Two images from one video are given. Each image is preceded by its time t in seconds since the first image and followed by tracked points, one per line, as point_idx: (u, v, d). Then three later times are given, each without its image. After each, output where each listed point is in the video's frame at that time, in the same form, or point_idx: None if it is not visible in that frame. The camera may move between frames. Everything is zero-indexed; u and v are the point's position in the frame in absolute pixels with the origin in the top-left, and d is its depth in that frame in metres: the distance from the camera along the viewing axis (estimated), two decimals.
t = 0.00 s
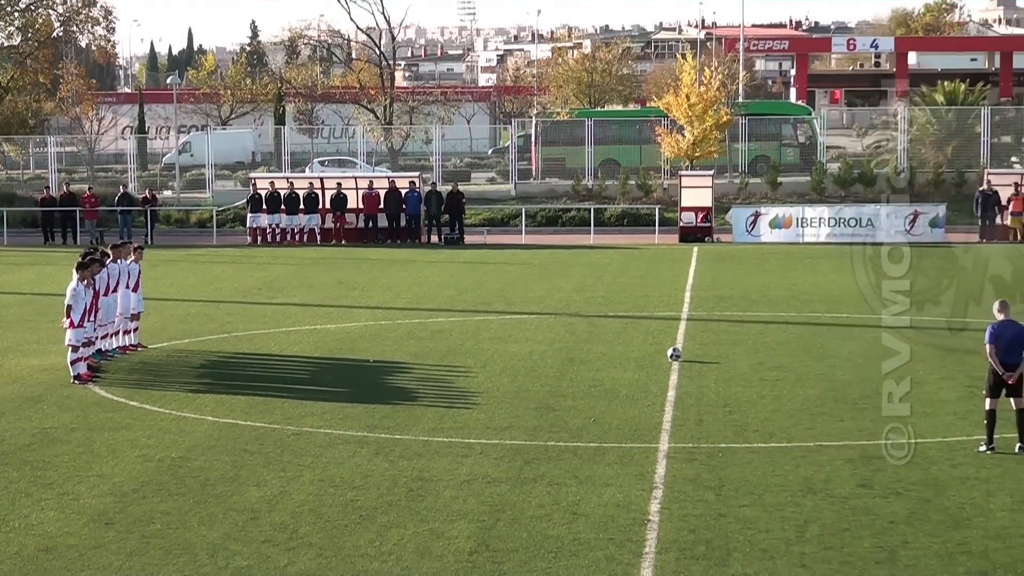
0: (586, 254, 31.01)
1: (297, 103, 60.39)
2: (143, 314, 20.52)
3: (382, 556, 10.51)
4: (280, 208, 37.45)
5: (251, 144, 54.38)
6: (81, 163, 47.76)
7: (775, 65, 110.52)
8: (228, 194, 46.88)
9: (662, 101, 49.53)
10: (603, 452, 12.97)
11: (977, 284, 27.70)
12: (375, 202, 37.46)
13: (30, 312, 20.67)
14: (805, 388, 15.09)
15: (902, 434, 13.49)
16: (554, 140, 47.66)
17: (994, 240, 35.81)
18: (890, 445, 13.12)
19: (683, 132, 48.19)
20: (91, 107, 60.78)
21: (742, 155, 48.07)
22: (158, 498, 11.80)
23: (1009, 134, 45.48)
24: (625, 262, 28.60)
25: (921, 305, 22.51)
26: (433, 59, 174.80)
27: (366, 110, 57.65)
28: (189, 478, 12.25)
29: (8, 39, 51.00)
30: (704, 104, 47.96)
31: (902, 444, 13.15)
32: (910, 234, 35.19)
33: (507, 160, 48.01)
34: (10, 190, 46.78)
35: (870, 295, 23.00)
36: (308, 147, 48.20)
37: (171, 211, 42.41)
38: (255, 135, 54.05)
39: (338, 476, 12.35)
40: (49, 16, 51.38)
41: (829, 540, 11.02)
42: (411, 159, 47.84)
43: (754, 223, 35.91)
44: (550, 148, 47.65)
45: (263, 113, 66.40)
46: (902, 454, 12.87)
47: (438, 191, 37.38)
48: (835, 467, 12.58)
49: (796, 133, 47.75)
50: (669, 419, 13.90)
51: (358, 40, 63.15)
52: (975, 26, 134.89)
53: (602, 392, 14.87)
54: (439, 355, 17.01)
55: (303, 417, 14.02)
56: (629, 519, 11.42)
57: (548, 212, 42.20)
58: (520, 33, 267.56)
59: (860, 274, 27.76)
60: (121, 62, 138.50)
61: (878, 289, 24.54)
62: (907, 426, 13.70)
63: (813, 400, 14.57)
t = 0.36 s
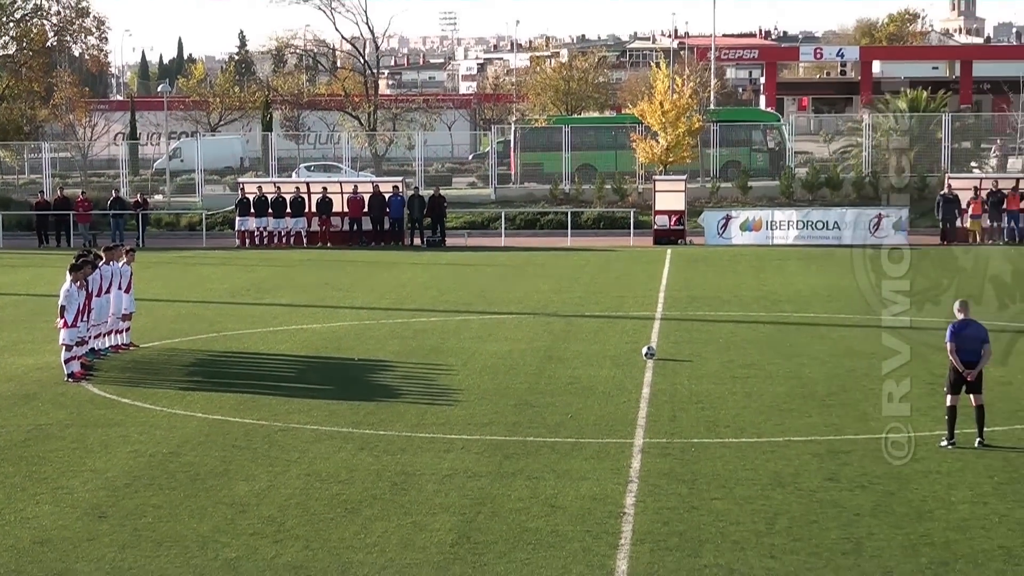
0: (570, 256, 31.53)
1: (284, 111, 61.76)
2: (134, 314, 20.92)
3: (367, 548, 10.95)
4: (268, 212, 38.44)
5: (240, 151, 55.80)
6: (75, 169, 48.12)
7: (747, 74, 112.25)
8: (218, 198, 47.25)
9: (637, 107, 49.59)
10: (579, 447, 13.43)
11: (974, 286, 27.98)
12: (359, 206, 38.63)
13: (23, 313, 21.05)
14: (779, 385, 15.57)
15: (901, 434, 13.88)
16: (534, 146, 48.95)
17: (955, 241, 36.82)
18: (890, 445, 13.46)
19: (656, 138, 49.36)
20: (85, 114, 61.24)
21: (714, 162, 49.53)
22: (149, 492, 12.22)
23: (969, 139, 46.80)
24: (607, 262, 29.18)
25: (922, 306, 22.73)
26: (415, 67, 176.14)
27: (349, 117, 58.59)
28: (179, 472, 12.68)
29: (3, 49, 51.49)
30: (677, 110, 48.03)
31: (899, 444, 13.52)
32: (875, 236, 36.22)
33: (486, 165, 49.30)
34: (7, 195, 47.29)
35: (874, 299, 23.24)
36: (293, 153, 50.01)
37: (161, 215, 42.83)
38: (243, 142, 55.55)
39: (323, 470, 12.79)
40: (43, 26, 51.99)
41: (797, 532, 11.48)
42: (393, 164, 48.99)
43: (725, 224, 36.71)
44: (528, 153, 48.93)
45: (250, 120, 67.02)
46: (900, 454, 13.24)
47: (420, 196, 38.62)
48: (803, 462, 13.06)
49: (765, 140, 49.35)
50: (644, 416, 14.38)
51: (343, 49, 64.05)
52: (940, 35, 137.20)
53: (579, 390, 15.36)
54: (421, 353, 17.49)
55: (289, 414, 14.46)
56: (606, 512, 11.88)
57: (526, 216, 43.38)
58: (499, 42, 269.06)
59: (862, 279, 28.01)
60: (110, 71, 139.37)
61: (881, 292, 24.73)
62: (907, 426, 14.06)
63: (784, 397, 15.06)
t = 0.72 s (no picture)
0: (555, 258, 32.09)
1: (273, 118, 63.00)
2: (128, 316, 21.34)
3: (354, 540, 11.37)
4: (258, 216, 39.19)
5: (231, 157, 57.21)
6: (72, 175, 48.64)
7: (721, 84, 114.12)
8: (210, 203, 47.51)
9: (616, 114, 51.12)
10: (560, 443, 13.88)
11: (970, 289, 28.40)
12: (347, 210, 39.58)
13: (18, 314, 21.45)
14: (757, 384, 16.04)
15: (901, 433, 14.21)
16: (517, 153, 50.76)
17: (922, 245, 37.70)
18: (890, 446, 13.78)
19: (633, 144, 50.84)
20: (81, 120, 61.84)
21: (691, 166, 50.83)
22: (143, 487, 12.61)
23: (934, 145, 48.84)
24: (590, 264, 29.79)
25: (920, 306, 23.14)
26: (401, 75, 177.65)
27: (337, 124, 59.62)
28: (172, 469, 13.09)
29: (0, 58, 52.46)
30: (654, 118, 49.54)
31: (900, 444, 13.84)
32: (845, 239, 37.94)
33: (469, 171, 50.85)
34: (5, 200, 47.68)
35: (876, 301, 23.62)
36: (282, 158, 51.30)
37: (155, 218, 43.33)
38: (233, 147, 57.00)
39: (312, 466, 13.21)
40: (40, 36, 52.93)
41: (769, 525, 11.92)
42: (380, 170, 50.41)
43: (700, 228, 38.43)
44: (510, 159, 50.63)
45: (241, 127, 68.00)
46: (901, 455, 13.56)
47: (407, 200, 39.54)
48: (776, 457, 13.52)
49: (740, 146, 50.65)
50: (623, 413, 14.83)
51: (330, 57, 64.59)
52: (908, 44, 139.43)
53: (560, 388, 15.83)
54: (406, 352, 17.99)
55: (279, 412, 14.89)
56: (587, 506, 12.31)
57: (509, 220, 44.22)
58: (481, 50, 270.96)
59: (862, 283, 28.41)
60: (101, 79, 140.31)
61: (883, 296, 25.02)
62: (908, 426, 14.39)
63: (761, 394, 15.55)
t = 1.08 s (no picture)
0: (543, 260, 32.66)
1: (268, 126, 63.97)
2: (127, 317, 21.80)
3: (346, 534, 11.81)
4: (252, 221, 40.11)
5: (226, 164, 58.21)
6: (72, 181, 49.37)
7: (700, 94, 115.83)
8: (206, 208, 48.23)
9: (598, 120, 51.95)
10: (545, 440, 14.35)
11: (967, 293, 28.79)
12: (339, 214, 40.24)
13: (19, 315, 21.89)
14: (737, 383, 16.50)
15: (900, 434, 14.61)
16: (503, 159, 51.79)
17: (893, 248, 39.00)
18: (890, 446, 14.16)
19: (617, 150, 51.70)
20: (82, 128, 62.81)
21: (672, 173, 52.17)
22: (141, 483, 13.05)
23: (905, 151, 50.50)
24: (579, 266, 30.37)
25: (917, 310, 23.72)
26: (390, 83, 179.48)
27: (329, 131, 60.64)
28: (168, 465, 13.53)
29: (3, 68, 54.20)
30: (636, 125, 50.21)
31: (899, 444, 14.23)
32: (820, 243, 39.35)
33: (457, 177, 51.66)
34: (7, 204, 48.26)
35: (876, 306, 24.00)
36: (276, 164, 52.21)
37: (153, 223, 43.96)
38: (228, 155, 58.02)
39: (305, 462, 13.67)
40: (41, 46, 54.48)
41: (746, 519, 12.39)
42: (370, 176, 51.13)
43: (681, 232, 39.67)
44: (498, 166, 51.79)
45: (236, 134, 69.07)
46: (901, 454, 13.95)
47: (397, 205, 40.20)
48: (753, 453, 13.99)
49: (718, 153, 52.21)
50: (605, 411, 15.33)
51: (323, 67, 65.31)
52: (884, 54, 141.64)
53: (545, 387, 16.31)
54: (396, 352, 18.48)
55: (273, 410, 15.35)
56: (571, 500, 12.78)
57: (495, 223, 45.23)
58: (468, 58, 273.34)
59: (863, 286, 28.78)
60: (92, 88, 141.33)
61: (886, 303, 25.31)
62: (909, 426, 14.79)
63: (740, 392, 16.05)
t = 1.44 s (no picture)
0: (530, 262, 33.25)
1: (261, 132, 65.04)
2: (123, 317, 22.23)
3: (336, 527, 12.25)
4: (246, 223, 40.79)
5: (220, 169, 59.16)
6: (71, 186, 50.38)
7: (679, 101, 117.62)
8: (201, 212, 48.59)
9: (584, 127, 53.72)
10: (530, 436, 14.81)
11: (964, 295, 29.10)
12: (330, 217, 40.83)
13: (17, 315, 22.31)
14: (718, 381, 16.98)
15: (901, 435, 14.96)
16: (488, 164, 53.07)
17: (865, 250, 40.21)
18: (891, 445, 14.54)
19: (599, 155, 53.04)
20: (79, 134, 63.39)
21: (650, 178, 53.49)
22: (137, 479, 13.47)
23: (876, 158, 50.46)
24: (565, 267, 30.95)
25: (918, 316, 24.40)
26: (378, 89, 180.94)
27: (320, 136, 61.34)
28: (164, 461, 13.96)
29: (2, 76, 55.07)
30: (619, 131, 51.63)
31: (900, 444, 14.60)
32: (795, 244, 40.37)
33: (444, 182, 52.70)
34: (7, 208, 48.75)
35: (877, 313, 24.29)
36: (268, 169, 53.14)
37: (149, 227, 44.53)
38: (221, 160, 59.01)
39: (297, 458, 14.11)
40: (40, 55, 55.36)
41: (724, 513, 12.85)
42: (360, 181, 52.08)
43: (660, 235, 40.70)
44: (483, 170, 53.06)
45: (230, 140, 70.27)
46: (901, 455, 14.29)
47: (386, 209, 40.86)
48: (731, 448, 14.47)
49: (698, 159, 52.99)
50: (588, 408, 15.81)
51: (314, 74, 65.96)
52: (862, 60, 143.73)
53: (530, 384, 16.80)
54: (386, 350, 18.96)
55: (266, 407, 15.79)
56: (555, 494, 13.24)
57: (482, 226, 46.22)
58: (452, 65, 275.33)
59: (862, 288, 29.06)
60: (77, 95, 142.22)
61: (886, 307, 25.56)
62: (907, 428, 15.20)
63: (719, 389, 16.55)
